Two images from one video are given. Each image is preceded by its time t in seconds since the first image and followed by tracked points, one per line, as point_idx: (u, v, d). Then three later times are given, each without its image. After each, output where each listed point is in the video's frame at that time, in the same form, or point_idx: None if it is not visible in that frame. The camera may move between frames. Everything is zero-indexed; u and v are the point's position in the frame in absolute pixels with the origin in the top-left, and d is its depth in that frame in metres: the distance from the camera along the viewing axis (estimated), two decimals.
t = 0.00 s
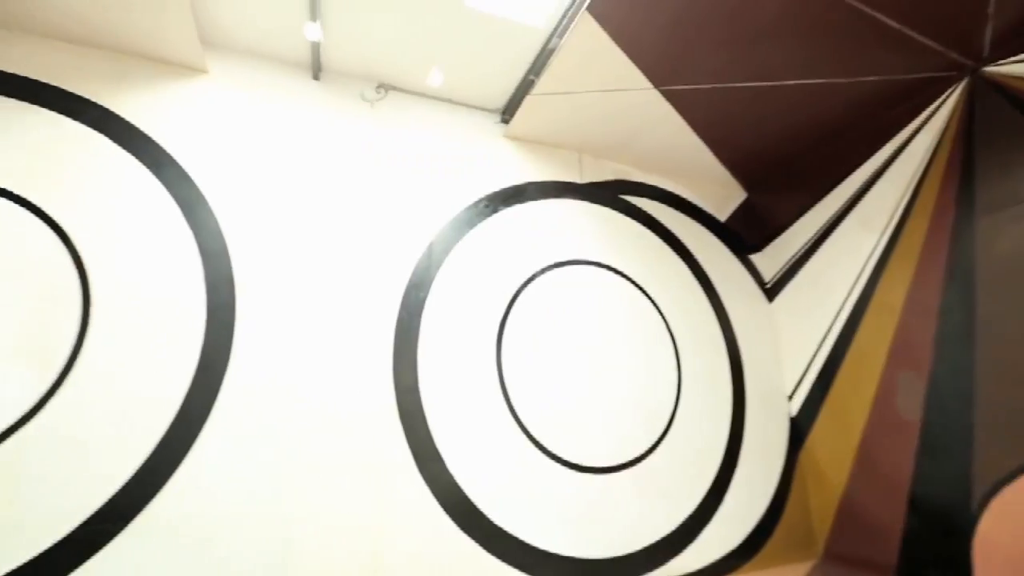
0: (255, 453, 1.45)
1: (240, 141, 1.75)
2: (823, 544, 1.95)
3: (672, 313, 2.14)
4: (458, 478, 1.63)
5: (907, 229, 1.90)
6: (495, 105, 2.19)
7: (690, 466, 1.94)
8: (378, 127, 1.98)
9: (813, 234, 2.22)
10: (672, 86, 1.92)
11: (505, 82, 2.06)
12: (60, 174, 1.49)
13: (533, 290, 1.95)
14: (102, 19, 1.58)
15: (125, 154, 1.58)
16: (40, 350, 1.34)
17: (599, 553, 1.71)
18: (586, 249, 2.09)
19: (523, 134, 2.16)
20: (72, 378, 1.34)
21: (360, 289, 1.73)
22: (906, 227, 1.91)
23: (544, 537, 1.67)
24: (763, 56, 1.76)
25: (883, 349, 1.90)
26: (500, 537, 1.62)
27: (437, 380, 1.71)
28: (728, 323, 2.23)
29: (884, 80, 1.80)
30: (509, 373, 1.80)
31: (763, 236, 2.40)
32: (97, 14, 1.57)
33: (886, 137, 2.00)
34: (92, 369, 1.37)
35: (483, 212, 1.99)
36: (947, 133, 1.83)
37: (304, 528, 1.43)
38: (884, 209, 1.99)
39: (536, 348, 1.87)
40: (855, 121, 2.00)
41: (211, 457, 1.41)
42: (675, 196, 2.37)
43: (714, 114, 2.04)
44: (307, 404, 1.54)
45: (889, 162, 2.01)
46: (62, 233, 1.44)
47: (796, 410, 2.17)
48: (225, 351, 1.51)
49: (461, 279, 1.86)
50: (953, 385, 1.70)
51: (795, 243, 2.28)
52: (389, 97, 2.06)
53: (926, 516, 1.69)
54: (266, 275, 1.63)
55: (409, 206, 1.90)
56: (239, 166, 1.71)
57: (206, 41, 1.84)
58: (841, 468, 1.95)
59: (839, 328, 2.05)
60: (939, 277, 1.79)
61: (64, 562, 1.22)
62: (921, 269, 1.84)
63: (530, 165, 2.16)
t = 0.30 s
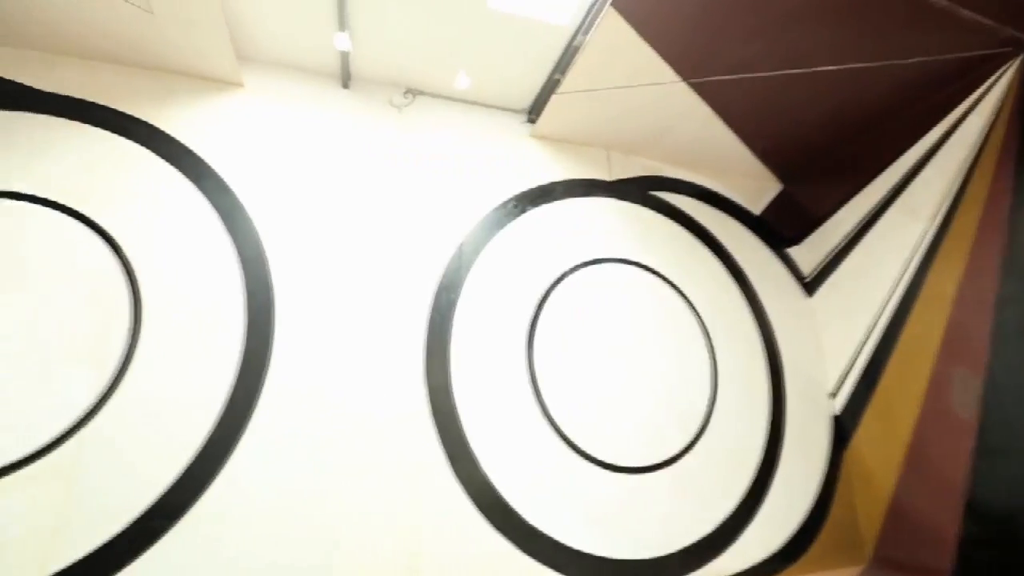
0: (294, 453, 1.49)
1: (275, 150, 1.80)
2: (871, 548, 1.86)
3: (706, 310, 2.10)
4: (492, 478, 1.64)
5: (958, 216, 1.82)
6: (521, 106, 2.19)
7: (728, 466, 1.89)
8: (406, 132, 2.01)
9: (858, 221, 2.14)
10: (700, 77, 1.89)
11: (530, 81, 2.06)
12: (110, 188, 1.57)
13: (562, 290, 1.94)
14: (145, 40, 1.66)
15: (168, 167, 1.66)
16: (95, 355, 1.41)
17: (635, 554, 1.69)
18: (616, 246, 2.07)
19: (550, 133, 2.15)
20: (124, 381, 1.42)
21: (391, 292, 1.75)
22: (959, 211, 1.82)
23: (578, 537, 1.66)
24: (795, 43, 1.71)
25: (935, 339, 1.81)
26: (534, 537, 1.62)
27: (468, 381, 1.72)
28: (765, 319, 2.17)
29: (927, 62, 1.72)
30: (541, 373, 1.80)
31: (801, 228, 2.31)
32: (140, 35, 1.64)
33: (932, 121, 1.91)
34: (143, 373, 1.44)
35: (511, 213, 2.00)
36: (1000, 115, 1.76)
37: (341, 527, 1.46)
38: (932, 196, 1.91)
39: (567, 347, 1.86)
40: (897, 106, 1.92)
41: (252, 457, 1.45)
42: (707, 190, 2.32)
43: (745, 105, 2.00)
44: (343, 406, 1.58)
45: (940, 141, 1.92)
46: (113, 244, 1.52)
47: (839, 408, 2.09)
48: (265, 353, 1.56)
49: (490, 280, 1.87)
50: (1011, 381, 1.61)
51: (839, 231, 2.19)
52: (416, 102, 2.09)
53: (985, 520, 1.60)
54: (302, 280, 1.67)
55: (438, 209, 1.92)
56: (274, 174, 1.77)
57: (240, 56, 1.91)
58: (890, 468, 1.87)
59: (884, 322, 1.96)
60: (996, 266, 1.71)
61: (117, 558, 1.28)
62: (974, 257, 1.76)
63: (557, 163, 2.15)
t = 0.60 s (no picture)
0: (329, 452, 1.53)
1: (305, 157, 1.85)
2: (921, 552, 1.78)
3: (739, 307, 2.05)
4: (523, 478, 1.64)
5: (1011, 204, 1.77)
6: (544, 105, 2.19)
7: (765, 466, 1.84)
8: (431, 135, 2.03)
9: (900, 210, 2.06)
10: (728, 69, 1.84)
11: (553, 80, 2.05)
12: (151, 200, 1.64)
13: (590, 289, 1.92)
14: (181, 56, 1.73)
15: (205, 177, 1.72)
16: (141, 360, 1.48)
17: (670, 556, 1.66)
18: (644, 244, 2.04)
19: (575, 131, 2.14)
20: (168, 385, 1.48)
21: (419, 293, 1.78)
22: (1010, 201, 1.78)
23: (610, 537, 1.65)
24: (828, 29, 1.64)
25: (989, 332, 1.73)
26: (566, 537, 1.61)
27: (498, 380, 1.73)
28: (801, 315, 2.10)
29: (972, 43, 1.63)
30: (570, 372, 1.79)
31: (838, 220, 2.24)
32: (176, 52, 1.71)
33: (978, 105, 1.81)
34: (185, 376, 1.50)
35: (537, 212, 1.99)
36: None
37: (376, 526, 1.49)
38: (981, 184, 1.84)
39: (596, 346, 1.85)
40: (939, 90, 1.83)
41: (289, 457, 1.50)
42: (738, 184, 2.26)
43: (776, 95, 1.94)
44: (375, 406, 1.61)
45: (989, 125, 1.84)
46: (156, 252, 1.59)
47: (882, 406, 2.01)
48: (299, 355, 1.60)
49: (517, 280, 1.87)
50: None
51: (880, 221, 2.12)
52: (440, 105, 2.11)
53: None
54: (334, 283, 1.71)
55: (464, 210, 1.93)
56: (305, 181, 1.81)
57: (270, 67, 1.96)
58: (939, 469, 1.79)
59: (930, 316, 1.88)
60: None
61: (164, 553, 1.34)
62: None
63: (582, 162, 2.14)
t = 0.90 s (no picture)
0: (365, 451, 1.56)
1: (338, 164, 1.90)
2: (979, 558, 1.69)
3: (777, 302, 1.99)
4: (556, 477, 1.64)
5: None
6: (571, 103, 2.18)
7: (807, 466, 1.78)
8: (458, 137, 2.05)
9: (949, 197, 1.96)
10: (760, 58, 1.78)
11: (579, 77, 2.04)
12: (193, 209, 1.71)
13: (620, 287, 1.90)
14: (218, 71, 1.79)
15: (243, 186, 1.78)
16: (187, 363, 1.55)
17: (709, 558, 1.63)
18: (675, 240, 2.01)
19: (602, 128, 2.12)
20: (212, 387, 1.54)
21: (450, 294, 1.80)
22: None
23: (647, 537, 1.62)
24: (867, 12, 1.57)
25: None
26: (601, 537, 1.60)
27: (529, 380, 1.73)
28: (843, 310, 2.03)
29: None
30: (602, 371, 1.78)
31: (881, 210, 2.14)
32: (214, 67, 1.77)
33: None
34: (228, 378, 1.56)
35: (565, 211, 1.98)
36: None
37: (412, 524, 1.52)
38: None
39: (628, 345, 1.83)
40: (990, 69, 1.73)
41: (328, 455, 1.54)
42: (772, 175, 2.20)
43: (812, 82, 1.87)
44: (409, 406, 1.63)
45: None
46: (200, 260, 1.66)
47: (934, 404, 1.91)
48: (335, 356, 1.64)
49: (547, 279, 1.87)
50: None
51: (927, 210, 2.02)
52: (467, 108, 2.13)
53: None
54: (366, 285, 1.75)
55: (492, 211, 1.94)
56: (338, 186, 1.86)
57: (302, 77, 2.02)
58: (996, 471, 1.68)
59: (986, 308, 1.78)
60: None
61: (214, 547, 1.40)
62: None
63: (611, 158, 2.12)
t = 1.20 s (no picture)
0: (402, 450, 1.59)
1: (369, 168, 1.94)
2: None
3: (818, 297, 1.92)
4: (592, 477, 1.62)
5: None
6: (598, 99, 2.16)
7: (856, 467, 1.71)
8: (486, 138, 2.06)
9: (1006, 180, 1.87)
10: (796, 43, 1.71)
11: (607, 72, 2.02)
12: (233, 218, 1.78)
13: (653, 284, 1.87)
14: (253, 83, 1.85)
15: (279, 194, 1.84)
16: (230, 366, 1.61)
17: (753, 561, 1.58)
18: (709, 235, 1.96)
19: (630, 123, 2.09)
20: (254, 388, 1.60)
21: (481, 294, 1.80)
22: None
23: (686, 539, 1.59)
24: None
25: None
26: (639, 538, 1.57)
27: (562, 379, 1.72)
28: (891, 303, 1.93)
29: None
30: (636, 369, 1.75)
31: (931, 197, 2.03)
32: (249, 79, 1.84)
33: None
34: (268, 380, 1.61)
35: (595, 209, 1.97)
36: None
37: (449, 522, 1.53)
38: None
39: (662, 343, 1.79)
40: None
41: (366, 455, 1.57)
42: (811, 165, 2.12)
43: (852, 66, 1.78)
44: (443, 406, 1.65)
45: None
46: (240, 266, 1.72)
47: (993, 402, 1.81)
48: (370, 358, 1.67)
49: (578, 278, 1.85)
50: None
51: (983, 194, 1.93)
52: (494, 108, 2.13)
53: None
54: (399, 287, 1.78)
55: (522, 210, 1.94)
56: (369, 191, 1.90)
57: (333, 86, 2.07)
58: None
59: None
60: None
61: (259, 543, 1.45)
62: None
63: (640, 154, 2.08)
